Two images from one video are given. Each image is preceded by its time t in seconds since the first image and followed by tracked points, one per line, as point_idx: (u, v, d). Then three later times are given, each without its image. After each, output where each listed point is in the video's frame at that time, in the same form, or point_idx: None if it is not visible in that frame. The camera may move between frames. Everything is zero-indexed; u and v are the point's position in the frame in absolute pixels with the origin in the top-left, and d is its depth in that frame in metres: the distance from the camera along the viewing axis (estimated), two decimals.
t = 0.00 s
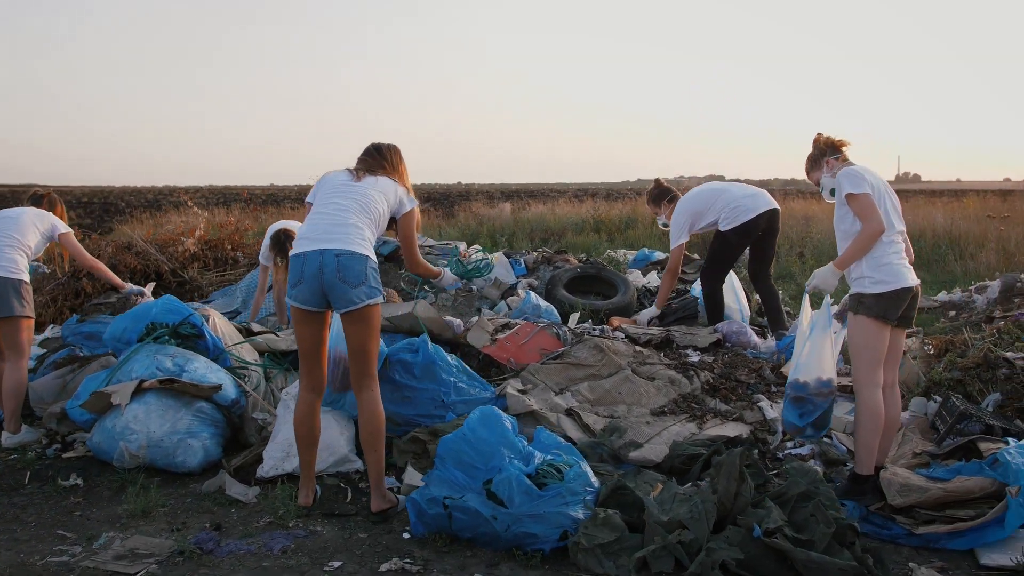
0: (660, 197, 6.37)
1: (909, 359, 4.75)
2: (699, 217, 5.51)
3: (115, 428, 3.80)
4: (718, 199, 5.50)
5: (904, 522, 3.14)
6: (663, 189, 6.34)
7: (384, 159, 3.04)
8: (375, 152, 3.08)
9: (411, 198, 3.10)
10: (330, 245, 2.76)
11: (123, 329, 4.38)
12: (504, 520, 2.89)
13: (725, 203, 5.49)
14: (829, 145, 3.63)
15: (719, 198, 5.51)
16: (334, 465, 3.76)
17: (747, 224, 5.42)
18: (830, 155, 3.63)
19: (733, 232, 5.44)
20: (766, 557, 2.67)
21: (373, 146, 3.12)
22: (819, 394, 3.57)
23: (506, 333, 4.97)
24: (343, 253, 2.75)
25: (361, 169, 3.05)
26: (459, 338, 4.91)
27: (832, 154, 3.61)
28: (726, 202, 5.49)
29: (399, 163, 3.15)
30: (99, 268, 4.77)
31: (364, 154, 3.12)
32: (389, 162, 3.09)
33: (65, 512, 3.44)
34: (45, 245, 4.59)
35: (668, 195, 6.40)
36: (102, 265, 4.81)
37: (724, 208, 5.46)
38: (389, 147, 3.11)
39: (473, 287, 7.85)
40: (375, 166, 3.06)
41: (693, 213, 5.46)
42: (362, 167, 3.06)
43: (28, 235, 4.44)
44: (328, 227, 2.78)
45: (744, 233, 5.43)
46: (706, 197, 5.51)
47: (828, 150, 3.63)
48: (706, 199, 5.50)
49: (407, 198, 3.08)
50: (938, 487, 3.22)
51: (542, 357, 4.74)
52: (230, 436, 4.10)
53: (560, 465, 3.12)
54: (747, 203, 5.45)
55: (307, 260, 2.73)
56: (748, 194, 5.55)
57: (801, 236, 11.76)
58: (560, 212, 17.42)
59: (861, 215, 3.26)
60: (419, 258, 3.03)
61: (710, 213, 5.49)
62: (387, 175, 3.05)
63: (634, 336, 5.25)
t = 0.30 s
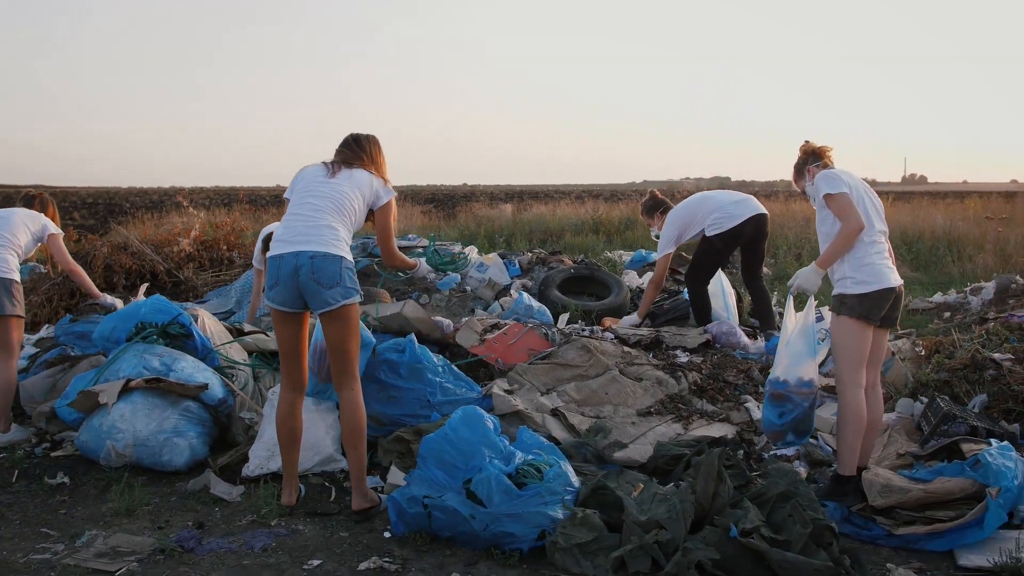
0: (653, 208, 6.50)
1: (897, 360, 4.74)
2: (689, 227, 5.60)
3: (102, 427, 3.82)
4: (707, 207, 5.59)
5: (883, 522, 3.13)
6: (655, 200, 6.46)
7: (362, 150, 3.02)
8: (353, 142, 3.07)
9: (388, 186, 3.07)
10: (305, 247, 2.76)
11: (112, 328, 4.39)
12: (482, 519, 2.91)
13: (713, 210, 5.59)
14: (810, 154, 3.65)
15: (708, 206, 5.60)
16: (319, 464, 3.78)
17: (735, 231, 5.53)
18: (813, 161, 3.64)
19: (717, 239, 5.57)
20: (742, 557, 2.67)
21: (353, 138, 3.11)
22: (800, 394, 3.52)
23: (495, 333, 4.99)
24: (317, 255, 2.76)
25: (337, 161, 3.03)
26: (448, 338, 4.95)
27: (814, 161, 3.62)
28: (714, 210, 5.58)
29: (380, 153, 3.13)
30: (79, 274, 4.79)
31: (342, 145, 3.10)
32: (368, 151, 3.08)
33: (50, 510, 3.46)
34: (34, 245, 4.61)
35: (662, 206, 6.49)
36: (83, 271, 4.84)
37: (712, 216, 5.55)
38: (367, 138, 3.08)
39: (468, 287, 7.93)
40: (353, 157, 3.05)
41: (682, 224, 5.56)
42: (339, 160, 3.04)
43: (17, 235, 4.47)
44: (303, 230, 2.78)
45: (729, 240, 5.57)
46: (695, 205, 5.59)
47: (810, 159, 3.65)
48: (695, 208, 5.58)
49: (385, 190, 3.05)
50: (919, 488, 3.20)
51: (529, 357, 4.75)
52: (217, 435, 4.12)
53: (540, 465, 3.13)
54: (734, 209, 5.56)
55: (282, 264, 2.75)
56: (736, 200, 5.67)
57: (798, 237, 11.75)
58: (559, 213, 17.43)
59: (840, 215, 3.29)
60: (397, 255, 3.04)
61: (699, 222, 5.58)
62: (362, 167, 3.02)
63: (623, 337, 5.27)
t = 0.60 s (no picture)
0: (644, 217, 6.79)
1: (884, 361, 4.71)
2: (674, 237, 5.87)
3: (87, 426, 3.85)
4: (691, 217, 5.86)
5: (861, 523, 3.11)
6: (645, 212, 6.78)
7: (336, 140, 3.01)
8: (326, 132, 3.05)
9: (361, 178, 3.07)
10: (276, 248, 2.79)
11: (99, 327, 4.42)
12: (458, 519, 2.92)
13: (697, 219, 5.86)
14: (790, 170, 3.65)
15: (692, 216, 5.88)
16: (302, 464, 3.81)
17: (719, 237, 5.75)
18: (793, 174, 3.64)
19: (698, 246, 5.80)
20: (715, 558, 2.67)
21: (328, 127, 3.11)
22: (777, 395, 3.54)
23: (482, 333, 5.02)
24: (288, 257, 2.78)
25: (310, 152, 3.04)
26: (435, 338, 4.98)
27: (794, 177, 3.62)
28: (699, 220, 5.85)
29: (354, 144, 3.12)
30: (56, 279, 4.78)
31: (316, 135, 3.08)
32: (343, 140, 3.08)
33: (33, 508, 3.48)
34: (23, 248, 4.66)
35: (653, 214, 6.81)
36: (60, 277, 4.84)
37: (696, 225, 5.81)
38: (341, 128, 3.06)
39: (463, 289, 8.01)
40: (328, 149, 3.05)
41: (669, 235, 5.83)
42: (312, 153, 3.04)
43: (7, 236, 4.53)
44: (275, 232, 2.80)
45: (712, 247, 5.79)
46: (680, 215, 5.88)
47: (790, 175, 3.65)
48: (679, 218, 5.86)
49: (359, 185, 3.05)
50: (897, 490, 3.18)
51: (515, 357, 4.77)
52: (203, 434, 4.14)
53: (517, 465, 3.15)
54: (718, 218, 5.80)
55: (254, 266, 2.77)
56: (722, 209, 5.89)
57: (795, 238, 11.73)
58: (559, 213, 17.42)
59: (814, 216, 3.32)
60: (369, 251, 3.06)
61: (685, 231, 5.85)
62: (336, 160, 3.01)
63: (611, 337, 5.29)
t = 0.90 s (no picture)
0: (638, 224, 7.00)
1: (874, 362, 4.68)
2: (665, 241, 5.93)
3: (75, 424, 3.87)
4: (681, 221, 5.92)
5: (841, 525, 3.08)
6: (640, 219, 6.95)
7: (314, 135, 3.03)
8: (303, 124, 3.07)
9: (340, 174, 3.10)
10: (255, 251, 2.85)
11: (89, 327, 4.44)
12: (437, 519, 2.93)
13: (686, 223, 5.92)
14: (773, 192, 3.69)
15: (681, 220, 5.95)
16: (289, 463, 3.82)
17: (707, 241, 5.80)
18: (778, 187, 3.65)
19: (688, 248, 5.85)
20: (692, 560, 2.66)
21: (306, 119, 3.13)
22: (756, 398, 3.59)
23: (472, 333, 5.04)
24: (267, 259, 2.85)
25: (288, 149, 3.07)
26: (425, 338, 5.01)
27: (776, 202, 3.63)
28: (688, 224, 5.91)
29: (334, 135, 3.14)
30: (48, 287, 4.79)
31: (294, 129, 3.10)
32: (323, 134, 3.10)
33: (20, 507, 3.50)
34: (15, 252, 4.68)
35: (649, 221, 6.95)
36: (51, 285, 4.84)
37: (686, 229, 5.86)
38: (318, 122, 3.08)
39: (457, 286, 8.24)
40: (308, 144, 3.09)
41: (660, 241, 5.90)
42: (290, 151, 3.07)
43: None
44: (253, 235, 2.86)
45: (702, 249, 5.84)
46: (669, 220, 5.95)
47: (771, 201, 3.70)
48: (669, 223, 5.93)
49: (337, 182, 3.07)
50: (879, 491, 3.14)
51: (503, 357, 4.79)
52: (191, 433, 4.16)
53: (498, 466, 3.16)
54: (706, 221, 5.85)
55: (233, 268, 2.84)
56: (711, 213, 5.94)
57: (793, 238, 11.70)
58: (558, 212, 17.41)
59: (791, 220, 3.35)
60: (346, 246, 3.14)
61: (675, 236, 5.92)
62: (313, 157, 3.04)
63: (601, 337, 5.29)
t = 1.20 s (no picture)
0: (634, 231, 7.17)
1: (864, 363, 4.65)
2: (659, 243, 5.88)
3: (64, 424, 3.89)
4: (674, 223, 5.88)
5: (824, 528, 3.05)
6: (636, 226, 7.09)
7: (293, 133, 3.10)
8: (282, 121, 3.14)
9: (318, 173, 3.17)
10: (234, 254, 2.92)
11: (80, 326, 4.46)
12: (417, 519, 2.95)
13: (679, 224, 5.89)
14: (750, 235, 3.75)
15: (674, 222, 5.91)
16: (275, 463, 3.83)
17: (702, 240, 5.77)
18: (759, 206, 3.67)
19: (682, 247, 5.81)
20: (669, 562, 2.65)
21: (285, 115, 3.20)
22: (735, 403, 3.58)
23: (462, 333, 5.06)
24: (246, 262, 2.92)
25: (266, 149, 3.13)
26: (416, 338, 5.04)
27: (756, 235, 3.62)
28: (681, 225, 5.87)
29: (314, 132, 3.21)
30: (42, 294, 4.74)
31: (273, 127, 3.17)
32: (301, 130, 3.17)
33: (8, 505, 3.53)
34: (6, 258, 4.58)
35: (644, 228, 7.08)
36: (45, 292, 4.78)
37: (679, 230, 5.82)
38: (297, 120, 3.15)
39: (455, 288, 8.26)
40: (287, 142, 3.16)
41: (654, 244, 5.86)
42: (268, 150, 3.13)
43: None
44: (233, 237, 2.93)
45: (696, 248, 5.80)
46: (662, 223, 5.91)
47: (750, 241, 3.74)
48: (662, 226, 5.89)
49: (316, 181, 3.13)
50: (862, 494, 3.09)
51: (493, 357, 4.81)
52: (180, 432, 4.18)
53: (480, 467, 3.16)
54: (699, 221, 5.83)
55: (213, 271, 2.91)
56: (703, 213, 5.93)
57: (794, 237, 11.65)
58: (561, 212, 17.40)
59: (770, 228, 3.32)
60: (328, 244, 3.21)
61: (668, 237, 5.88)
62: (291, 157, 3.11)
63: (593, 338, 5.31)
